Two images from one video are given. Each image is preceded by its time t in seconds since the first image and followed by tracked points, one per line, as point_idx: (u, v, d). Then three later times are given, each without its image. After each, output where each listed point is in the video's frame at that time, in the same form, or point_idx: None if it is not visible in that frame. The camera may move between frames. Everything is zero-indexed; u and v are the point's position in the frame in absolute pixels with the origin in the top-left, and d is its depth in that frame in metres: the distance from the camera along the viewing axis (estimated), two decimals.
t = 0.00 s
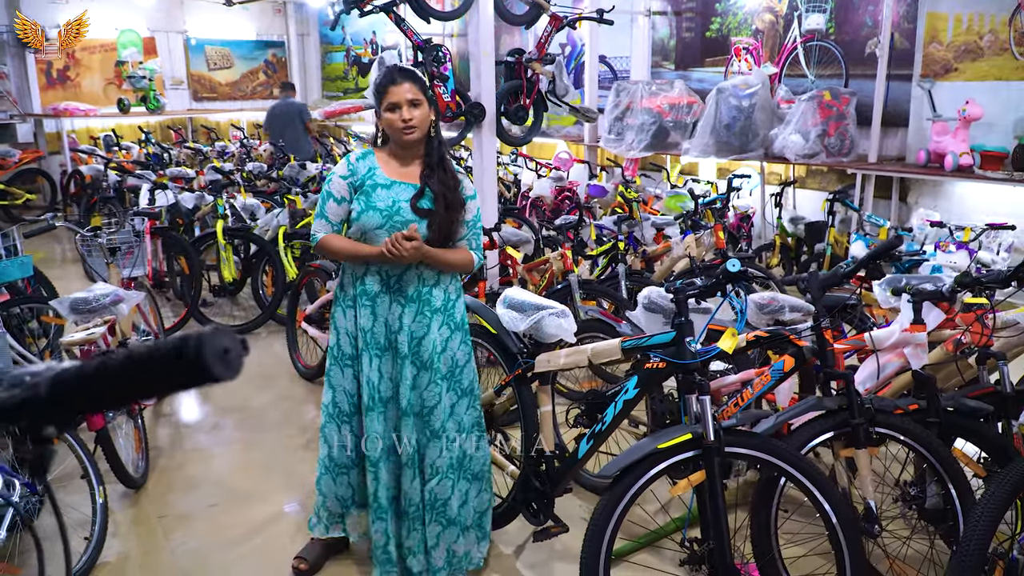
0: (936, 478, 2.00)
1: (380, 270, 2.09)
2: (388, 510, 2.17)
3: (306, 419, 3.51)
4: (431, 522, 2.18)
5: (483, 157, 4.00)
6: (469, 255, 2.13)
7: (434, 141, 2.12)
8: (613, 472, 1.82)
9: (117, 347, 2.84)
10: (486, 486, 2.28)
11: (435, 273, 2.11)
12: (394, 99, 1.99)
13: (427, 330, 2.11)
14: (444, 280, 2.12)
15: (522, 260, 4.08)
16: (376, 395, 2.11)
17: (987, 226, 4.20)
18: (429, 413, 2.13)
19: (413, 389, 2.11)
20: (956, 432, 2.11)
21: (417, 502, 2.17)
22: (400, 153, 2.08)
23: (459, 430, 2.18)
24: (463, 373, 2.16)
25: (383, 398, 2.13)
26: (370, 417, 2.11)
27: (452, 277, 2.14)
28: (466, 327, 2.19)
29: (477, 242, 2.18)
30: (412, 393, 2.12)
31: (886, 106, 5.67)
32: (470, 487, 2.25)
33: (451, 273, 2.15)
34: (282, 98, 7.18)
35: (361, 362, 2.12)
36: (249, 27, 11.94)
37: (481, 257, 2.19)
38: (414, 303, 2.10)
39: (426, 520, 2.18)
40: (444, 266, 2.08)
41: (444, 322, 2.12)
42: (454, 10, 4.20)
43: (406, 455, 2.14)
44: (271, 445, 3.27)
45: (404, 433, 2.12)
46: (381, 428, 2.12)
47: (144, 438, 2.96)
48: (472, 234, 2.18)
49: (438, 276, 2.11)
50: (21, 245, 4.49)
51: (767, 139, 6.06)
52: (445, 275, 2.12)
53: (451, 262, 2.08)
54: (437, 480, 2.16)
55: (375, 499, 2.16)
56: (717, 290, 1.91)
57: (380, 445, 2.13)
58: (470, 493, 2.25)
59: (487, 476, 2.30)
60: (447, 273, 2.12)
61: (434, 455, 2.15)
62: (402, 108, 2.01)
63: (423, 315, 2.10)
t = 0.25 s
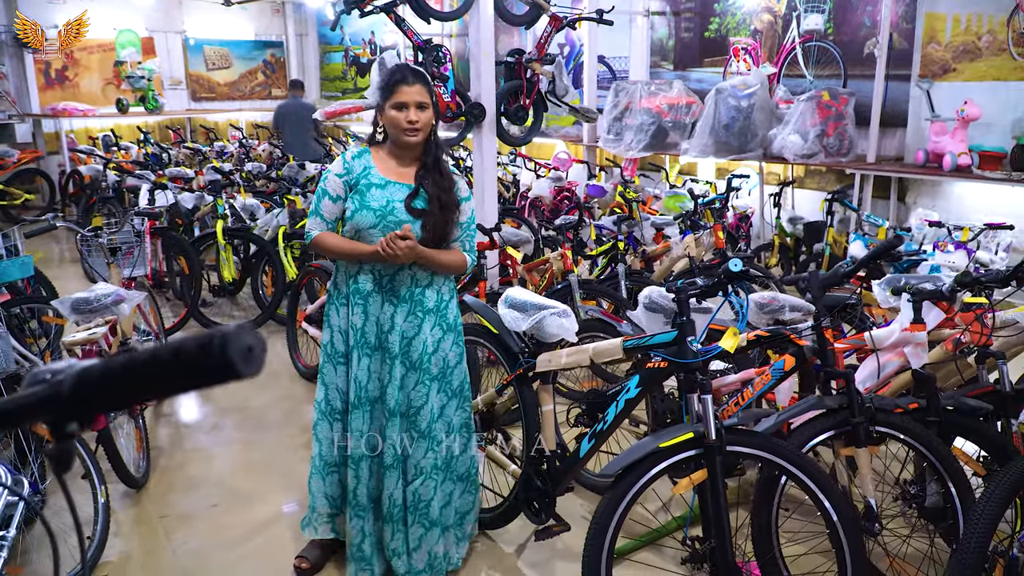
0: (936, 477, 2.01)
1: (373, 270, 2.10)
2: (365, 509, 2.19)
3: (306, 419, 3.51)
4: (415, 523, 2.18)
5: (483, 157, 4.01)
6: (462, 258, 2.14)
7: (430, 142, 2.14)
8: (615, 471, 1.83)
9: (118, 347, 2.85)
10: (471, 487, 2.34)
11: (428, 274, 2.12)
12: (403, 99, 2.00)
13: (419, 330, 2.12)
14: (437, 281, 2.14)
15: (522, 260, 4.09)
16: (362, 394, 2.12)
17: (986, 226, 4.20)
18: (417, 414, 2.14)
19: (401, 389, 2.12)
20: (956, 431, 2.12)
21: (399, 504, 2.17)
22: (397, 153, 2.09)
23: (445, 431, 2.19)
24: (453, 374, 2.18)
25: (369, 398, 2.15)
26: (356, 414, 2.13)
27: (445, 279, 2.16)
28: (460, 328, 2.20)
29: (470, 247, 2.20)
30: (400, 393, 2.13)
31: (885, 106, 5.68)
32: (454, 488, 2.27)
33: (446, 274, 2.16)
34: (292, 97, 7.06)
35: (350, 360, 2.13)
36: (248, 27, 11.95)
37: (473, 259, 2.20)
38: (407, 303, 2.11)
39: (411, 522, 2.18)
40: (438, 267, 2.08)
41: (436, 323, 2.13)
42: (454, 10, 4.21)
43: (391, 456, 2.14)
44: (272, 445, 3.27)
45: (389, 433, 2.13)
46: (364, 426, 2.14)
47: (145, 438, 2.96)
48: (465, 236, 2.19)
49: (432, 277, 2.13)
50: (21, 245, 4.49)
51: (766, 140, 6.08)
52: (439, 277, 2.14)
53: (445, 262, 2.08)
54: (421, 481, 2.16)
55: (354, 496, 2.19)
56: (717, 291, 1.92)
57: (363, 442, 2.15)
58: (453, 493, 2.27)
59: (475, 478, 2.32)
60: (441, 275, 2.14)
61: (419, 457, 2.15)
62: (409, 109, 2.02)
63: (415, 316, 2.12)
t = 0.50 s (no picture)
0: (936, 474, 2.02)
1: (381, 269, 2.11)
2: (357, 508, 2.20)
3: (307, 418, 3.51)
4: (413, 519, 2.17)
5: (484, 157, 4.01)
6: (467, 255, 2.15)
7: (435, 142, 2.14)
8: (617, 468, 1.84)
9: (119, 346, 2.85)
10: (464, 482, 2.32)
11: (436, 273, 2.13)
12: (405, 99, 2.01)
13: (425, 328, 2.13)
14: (444, 280, 2.15)
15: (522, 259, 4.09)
16: (364, 394, 2.12)
17: (985, 224, 4.21)
18: (420, 412, 2.15)
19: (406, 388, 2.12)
20: (956, 428, 2.14)
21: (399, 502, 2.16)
22: (400, 153, 2.10)
23: (445, 428, 2.20)
24: (458, 372, 2.18)
25: (373, 398, 2.15)
26: (357, 414, 2.12)
27: (452, 277, 2.17)
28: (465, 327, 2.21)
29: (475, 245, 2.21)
30: (405, 391, 2.13)
31: (884, 105, 5.68)
32: (448, 483, 2.28)
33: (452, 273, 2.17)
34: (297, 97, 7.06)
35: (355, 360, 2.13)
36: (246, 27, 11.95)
37: (480, 255, 2.21)
38: (415, 302, 2.12)
39: (409, 518, 2.17)
40: (444, 266, 2.10)
41: (442, 322, 2.14)
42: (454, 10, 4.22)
43: (392, 454, 2.13)
44: (274, 444, 3.27)
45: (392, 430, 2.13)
46: (363, 427, 2.14)
47: (147, 437, 2.96)
48: (471, 234, 2.20)
49: (439, 276, 2.14)
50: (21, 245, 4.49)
51: (765, 139, 6.09)
52: (446, 275, 2.15)
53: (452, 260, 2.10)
54: (420, 478, 2.16)
55: (347, 495, 2.18)
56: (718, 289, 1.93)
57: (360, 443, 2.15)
58: (447, 488, 2.29)
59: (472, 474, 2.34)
60: (448, 273, 2.15)
61: (420, 453, 2.16)
62: (410, 109, 2.03)
63: (422, 314, 2.13)
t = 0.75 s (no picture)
0: (939, 472, 2.02)
1: (400, 270, 2.08)
2: (375, 511, 2.20)
3: (309, 417, 3.52)
4: (428, 515, 2.18)
5: (485, 156, 4.02)
6: (488, 251, 2.16)
7: (444, 142, 2.14)
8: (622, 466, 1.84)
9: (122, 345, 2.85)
10: (471, 478, 2.34)
11: (455, 272, 2.12)
12: (416, 97, 2.02)
13: (446, 327, 2.12)
14: (463, 278, 2.14)
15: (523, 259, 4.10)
16: (384, 397, 2.11)
17: (985, 224, 4.21)
18: (440, 410, 2.15)
19: (430, 388, 2.11)
20: (959, 426, 2.14)
21: (420, 499, 2.18)
22: (411, 154, 2.10)
23: (461, 425, 2.21)
24: (476, 369, 2.19)
25: (395, 402, 2.13)
26: (376, 417, 2.11)
27: (471, 275, 2.16)
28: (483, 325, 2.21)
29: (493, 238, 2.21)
30: (429, 392, 2.12)
31: (884, 104, 5.69)
32: (458, 479, 2.30)
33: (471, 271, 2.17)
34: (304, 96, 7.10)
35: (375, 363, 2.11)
36: (246, 26, 11.96)
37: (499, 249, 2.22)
38: (437, 301, 2.11)
39: (425, 515, 2.19)
40: (465, 265, 2.11)
41: (462, 320, 2.13)
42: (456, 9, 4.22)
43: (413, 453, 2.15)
44: (276, 442, 3.28)
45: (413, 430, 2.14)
46: (383, 430, 2.13)
47: (149, 436, 2.97)
48: (489, 229, 2.20)
49: (458, 275, 2.13)
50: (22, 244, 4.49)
51: (765, 139, 6.10)
52: (465, 274, 2.15)
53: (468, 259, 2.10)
54: (438, 476, 2.17)
55: (365, 498, 2.18)
56: (725, 288, 1.93)
57: (379, 445, 2.14)
58: (458, 484, 2.31)
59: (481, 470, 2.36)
60: (467, 272, 2.15)
61: (440, 450, 2.16)
62: (421, 107, 2.04)
63: (445, 313, 2.12)
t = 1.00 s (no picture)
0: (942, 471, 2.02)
1: (416, 270, 2.05)
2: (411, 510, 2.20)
3: (311, 417, 3.51)
4: (447, 516, 2.19)
5: (487, 155, 4.01)
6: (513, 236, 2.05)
7: (453, 140, 2.15)
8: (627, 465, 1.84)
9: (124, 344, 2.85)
10: (484, 478, 2.34)
11: (470, 269, 2.12)
12: (422, 96, 2.02)
13: (461, 326, 2.14)
14: (478, 276, 2.14)
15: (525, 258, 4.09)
16: (409, 395, 2.12)
17: (985, 223, 4.21)
18: (458, 409, 2.16)
19: (450, 385, 2.13)
20: (962, 425, 2.14)
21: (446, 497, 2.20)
22: (421, 153, 2.11)
23: (478, 423, 2.23)
24: (490, 367, 2.20)
25: (420, 401, 2.13)
26: (402, 416, 2.11)
27: (484, 273, 2.17)
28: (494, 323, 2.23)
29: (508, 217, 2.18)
30: (449, 390, 2.14)
31: (885, 104, 5.68)
32: (473, 478, 2.31)
33: (484, 268, 2.17)
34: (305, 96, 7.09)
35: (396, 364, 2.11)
36: (245, 26, 11.96)
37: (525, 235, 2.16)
38: (452, 300, 2.11)
39: (449, 514, 2.19)
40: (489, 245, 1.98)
41: (477, 318, 2.15)
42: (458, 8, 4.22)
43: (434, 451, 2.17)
44: (278, 441, 3.28)
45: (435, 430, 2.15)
46: (414, 430, 2.13)
47: (151, 435, 2.97)
48: (506, 215, 2.17)
49: (473, 272, 2.13)
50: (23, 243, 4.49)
51: (765, 138, 6.10)
52: (479, 272, 2.15)
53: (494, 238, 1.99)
54: (458, 475, 2.18)
55: (400, 499, 2.18)
56: (732, 286, 1.94)
57: (408, 445, 2.14)
58: (472, 483, 2.32)
59: (494, 468, 2.37)
60: (480, 269, 2.15)
61: (458, 450, 2.17)
62: (428, 105, 2.04)
63: (459, 311, 2.13)
